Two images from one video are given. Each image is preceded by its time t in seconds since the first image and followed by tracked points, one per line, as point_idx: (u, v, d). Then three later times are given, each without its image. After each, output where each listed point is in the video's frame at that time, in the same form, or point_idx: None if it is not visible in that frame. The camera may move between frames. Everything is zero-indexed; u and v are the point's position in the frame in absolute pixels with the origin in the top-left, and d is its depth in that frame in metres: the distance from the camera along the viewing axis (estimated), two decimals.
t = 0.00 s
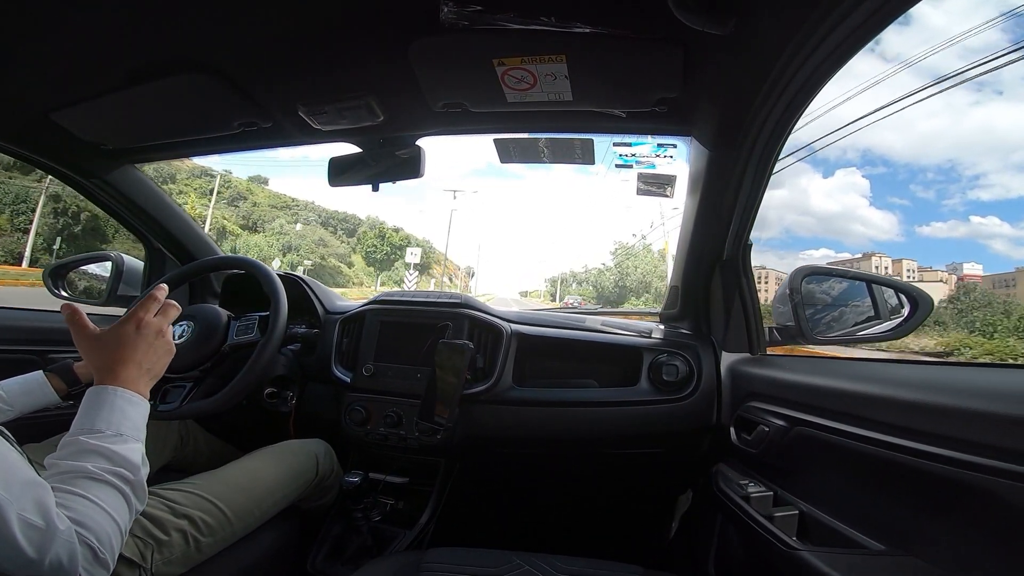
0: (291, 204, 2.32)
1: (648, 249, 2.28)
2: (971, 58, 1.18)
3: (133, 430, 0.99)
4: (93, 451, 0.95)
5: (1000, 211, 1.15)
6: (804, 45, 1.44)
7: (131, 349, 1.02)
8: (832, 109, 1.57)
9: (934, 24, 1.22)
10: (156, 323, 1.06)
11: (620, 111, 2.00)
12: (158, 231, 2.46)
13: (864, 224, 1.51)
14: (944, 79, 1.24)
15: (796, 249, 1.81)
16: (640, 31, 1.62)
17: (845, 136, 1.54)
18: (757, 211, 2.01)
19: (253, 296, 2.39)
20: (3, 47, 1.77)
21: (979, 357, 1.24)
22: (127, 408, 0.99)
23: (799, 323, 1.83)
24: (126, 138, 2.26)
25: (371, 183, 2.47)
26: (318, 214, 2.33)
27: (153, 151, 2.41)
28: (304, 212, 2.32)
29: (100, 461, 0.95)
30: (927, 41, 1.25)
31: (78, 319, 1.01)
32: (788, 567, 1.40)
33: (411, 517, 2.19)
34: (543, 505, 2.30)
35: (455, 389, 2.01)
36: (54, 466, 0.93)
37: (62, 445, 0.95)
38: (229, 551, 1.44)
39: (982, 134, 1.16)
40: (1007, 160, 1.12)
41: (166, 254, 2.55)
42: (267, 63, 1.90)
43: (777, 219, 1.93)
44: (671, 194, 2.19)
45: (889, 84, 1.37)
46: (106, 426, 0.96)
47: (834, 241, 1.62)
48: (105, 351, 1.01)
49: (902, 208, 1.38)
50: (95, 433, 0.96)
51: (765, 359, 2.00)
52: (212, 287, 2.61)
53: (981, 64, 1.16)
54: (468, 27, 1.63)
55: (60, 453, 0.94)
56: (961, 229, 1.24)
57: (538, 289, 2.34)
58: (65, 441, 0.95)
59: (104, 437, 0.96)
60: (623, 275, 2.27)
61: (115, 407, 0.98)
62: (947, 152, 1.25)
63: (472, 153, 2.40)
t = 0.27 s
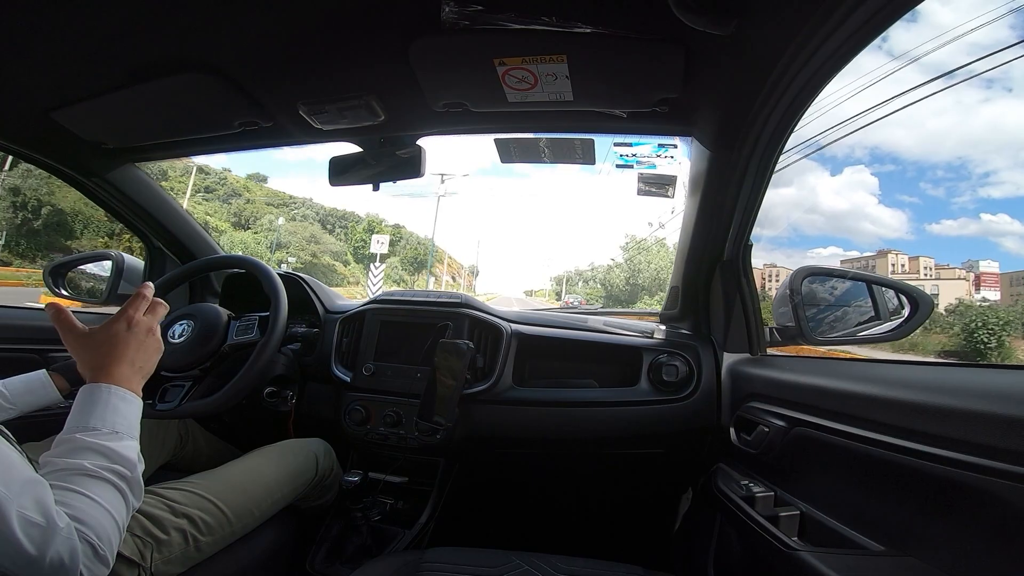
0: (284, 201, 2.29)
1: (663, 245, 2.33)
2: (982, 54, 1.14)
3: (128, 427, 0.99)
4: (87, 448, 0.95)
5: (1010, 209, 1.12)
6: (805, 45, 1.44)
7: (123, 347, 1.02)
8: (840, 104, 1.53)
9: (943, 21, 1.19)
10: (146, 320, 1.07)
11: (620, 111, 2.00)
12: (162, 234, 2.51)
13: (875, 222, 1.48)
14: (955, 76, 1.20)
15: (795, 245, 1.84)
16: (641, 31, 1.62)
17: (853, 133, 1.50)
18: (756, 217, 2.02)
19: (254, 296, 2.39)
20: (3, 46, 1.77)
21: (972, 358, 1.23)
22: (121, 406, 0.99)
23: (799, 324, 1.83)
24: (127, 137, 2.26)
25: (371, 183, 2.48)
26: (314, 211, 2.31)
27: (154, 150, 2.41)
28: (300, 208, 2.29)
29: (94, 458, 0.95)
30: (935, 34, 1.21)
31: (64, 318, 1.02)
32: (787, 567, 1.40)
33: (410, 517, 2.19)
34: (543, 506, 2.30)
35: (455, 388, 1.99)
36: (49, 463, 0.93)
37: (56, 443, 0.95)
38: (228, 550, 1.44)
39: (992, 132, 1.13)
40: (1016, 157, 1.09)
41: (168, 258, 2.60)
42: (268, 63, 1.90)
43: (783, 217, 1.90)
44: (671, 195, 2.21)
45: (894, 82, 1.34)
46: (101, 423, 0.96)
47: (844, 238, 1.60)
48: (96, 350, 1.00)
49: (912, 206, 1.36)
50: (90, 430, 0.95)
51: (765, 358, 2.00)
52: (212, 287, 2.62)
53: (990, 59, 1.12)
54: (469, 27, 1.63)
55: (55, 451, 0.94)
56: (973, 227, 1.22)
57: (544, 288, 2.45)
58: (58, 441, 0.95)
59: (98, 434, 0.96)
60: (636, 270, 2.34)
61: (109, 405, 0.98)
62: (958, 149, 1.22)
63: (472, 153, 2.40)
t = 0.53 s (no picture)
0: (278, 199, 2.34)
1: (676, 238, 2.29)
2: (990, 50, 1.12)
3: (134, 435, 1.00)
4: (92, 452, 0.95)
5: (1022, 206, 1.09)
6: (806, 45, 1.44)
7: (131, 365, 1.03)
8: (849, 100, 1.51)
9: (949, 17, 1.18)
10: (154, 341, 1.08)
11: (621, 111, 2.00)
12: (165, 233, 2.51)
13: (884, 219, 1.44)
14: (964, 74, 1.18)
15: (799, 244, 1.81)
16: (642, 31, 1.62)
17: (863, 128, 1.47)
18: (756, 220, 2.03)
19: (254, 296, 2.39)
20: (5, 44, 1.77)
21: (974, 357, 1.23)
22: (127, 414, 0.99)
23: (800, 324, 1.83)
24: (128, 136, 2.26)
25: (371, 182, 2.44)
26: (308, 208, 2.35)
27: (155, 149, 2.41)
28: (298, 206, 2.35)
29: (100, 461, 0.95)
30: (941, 30, 1.21)
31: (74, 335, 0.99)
32: (787, 568, 1.40)
33: (411, 516, 2.19)
34: (543, 505, 2.30)
35: (456, 388, 2.00)
36: (55, 466, 0.93)
37: (64, 446, 0.95)
38: (228, 548, 1.44)
39: (1002, 128, 1.10)
40: None
41: (169, 256, 2.60)
42: (270, 62, 1.90)
43: (790, 216, 1.85)
44: (672, 194, 2.19)
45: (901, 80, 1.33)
46: (108, 430, 0.96)
47: (852, 236, 1.56)
48: (103, 363, 1.00)
49: (921, 203, 1.33)
50: (97, 437, 0.95)
51: (765, 359, 2.00)
52: (213, 284, 2.62)
53: (997, 55, 1.11)
54: (470, 26, 1.63)
55: (60, 454, 0.94)
56: (984, 224, 1.18)
57: (548, 287, 2.31)
58: (64, 445, 0.95)
59: (105, 440, 0.96)
60: (650, 266, 2.29)
61: (116, 413, 0.98)
62: (968, 145, 1.19)
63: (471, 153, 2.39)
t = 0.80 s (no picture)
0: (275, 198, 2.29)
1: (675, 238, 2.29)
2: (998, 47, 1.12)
3: (133, 434, 1.00)
4: (92, 451, 0.95)
5: None
6: (808, 45, 1.44)
7: (130, 363, 1.04)
8: (854, 95, 1.49)
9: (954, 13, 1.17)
10: (151, 340, 1.09)
11: (623, 110, 1.99)
12: (165, 232, 2.51)
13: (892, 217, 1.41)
14: (970, 70, 1.17)
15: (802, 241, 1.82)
16: (643, 30, 1.62)
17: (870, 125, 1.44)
18: (757, 218, 2.03)
19: (256, 294, 2.40)
20: (6, 44, 1.77)
21: (981, 357, 1.22)
22: (127, 413, 1.00)
23: (801, 323, 1.82)
24: (130, 135, 2.26)
25: (371, 181, 2.44)
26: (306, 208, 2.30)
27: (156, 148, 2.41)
28: (294, 204, 2.29)
29: (101, 459, 0.95)
30: (946, 24, 1.19)
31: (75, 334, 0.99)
32: (787, 568, 1.40)
33: (411, 515, 2.19)
34: (543, 503, 2.31)
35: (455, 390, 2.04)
36: (55, 465, 0.93)
37: (64, 445, 0.95)
38: (229, 547, 1.44)
39: (1013, 124, 1.09)
40: None
41: (170, 255, 2.61)
42: (271, 61, 1.90)
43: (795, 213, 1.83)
44: (672, 193, 2.17)
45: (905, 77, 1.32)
46: (108, 429, 0.97)
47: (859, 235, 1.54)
48: (103, 361, 1.01)
49: (929, 200, 1.31)
50: (98, 436, 0.96)
51: (766, 358, 2.00)
52: (214, 283, 2.63)
53: (1005, 51, 1.10)
54: (471, 25, 1.63)
55: (60, 453, 0.94)
56: (993, 220, 1.16)
57: (554, 287, 2.28)
58: (63, 444, 0.95)
59: (105, 439, 0.96)
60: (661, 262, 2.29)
61: (116, 412, 0.99)
62: (978, 142, 1.18)
63: (472, 151, 2.39)
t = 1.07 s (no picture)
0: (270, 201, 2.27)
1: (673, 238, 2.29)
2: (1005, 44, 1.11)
3: (132, 435, 1.00)
4: (92, 452, 0.95)
5: None
6: (807, 43, 1.44)
7: (129, 364, 1.03)
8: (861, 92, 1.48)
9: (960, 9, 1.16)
10: (150, 339, 1.07)
11: (622, 109, 1.99)
12: (165, 232, 2.50)
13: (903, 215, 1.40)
14: (977, 67, 1.17)
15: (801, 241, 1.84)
16: (642, 30, 1.62)
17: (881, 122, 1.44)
18: (757, 217, 2.04)
19: (256, 295, 2.40)
20: (6, 45, 1.78)
21: (977, 357, 1.23)
22: (126, 413, 1.00)
23: (801, 322, 1.82)
24: (130, 136, 2.27)
25: (372, 181, 2.43)
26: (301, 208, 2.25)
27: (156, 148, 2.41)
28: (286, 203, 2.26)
29: (101, 460, 0.95)
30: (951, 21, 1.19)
31: (69, 333, 0.98)
32: (788, 567, 1.40)
33: (412, 514, 2.20)
34: (544, 502, 2.31)
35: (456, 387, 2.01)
36: (54, 467, 0.93)
37: (62, 446, 0.95)
38: (230, 547, 1.44)
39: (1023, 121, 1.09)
40: None
41: (170, 255, 2.60)
42: (270, 61, 1.90)
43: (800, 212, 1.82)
44: (672, 193, 2.16)
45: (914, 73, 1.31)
46: (107, 430, 0.97)
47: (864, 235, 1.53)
48: (101, 363, 1.00)
49: (939, 199, 1.30)
50: (97, 436, 0.96)
51: (767, 357, 2.00)
52: (214, 284, 2.62)
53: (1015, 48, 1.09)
54: (471, 25, 1.63)
55: (60, 454, 0.94)
56: (1003, 218, 1.15)
57: (561, 287, 2.32)
58: (62, 445, 0.96)
59: (105, 439, 0.96)
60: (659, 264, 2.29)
61: (115, 412, 0.99)
62: (987, 139, 1.17)
63: (471, 151, 2.39)
